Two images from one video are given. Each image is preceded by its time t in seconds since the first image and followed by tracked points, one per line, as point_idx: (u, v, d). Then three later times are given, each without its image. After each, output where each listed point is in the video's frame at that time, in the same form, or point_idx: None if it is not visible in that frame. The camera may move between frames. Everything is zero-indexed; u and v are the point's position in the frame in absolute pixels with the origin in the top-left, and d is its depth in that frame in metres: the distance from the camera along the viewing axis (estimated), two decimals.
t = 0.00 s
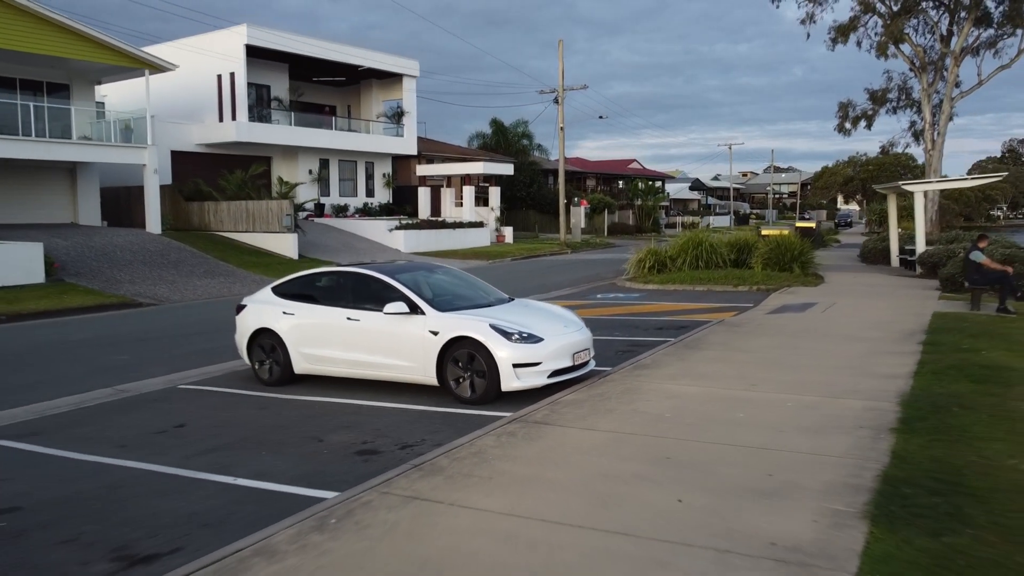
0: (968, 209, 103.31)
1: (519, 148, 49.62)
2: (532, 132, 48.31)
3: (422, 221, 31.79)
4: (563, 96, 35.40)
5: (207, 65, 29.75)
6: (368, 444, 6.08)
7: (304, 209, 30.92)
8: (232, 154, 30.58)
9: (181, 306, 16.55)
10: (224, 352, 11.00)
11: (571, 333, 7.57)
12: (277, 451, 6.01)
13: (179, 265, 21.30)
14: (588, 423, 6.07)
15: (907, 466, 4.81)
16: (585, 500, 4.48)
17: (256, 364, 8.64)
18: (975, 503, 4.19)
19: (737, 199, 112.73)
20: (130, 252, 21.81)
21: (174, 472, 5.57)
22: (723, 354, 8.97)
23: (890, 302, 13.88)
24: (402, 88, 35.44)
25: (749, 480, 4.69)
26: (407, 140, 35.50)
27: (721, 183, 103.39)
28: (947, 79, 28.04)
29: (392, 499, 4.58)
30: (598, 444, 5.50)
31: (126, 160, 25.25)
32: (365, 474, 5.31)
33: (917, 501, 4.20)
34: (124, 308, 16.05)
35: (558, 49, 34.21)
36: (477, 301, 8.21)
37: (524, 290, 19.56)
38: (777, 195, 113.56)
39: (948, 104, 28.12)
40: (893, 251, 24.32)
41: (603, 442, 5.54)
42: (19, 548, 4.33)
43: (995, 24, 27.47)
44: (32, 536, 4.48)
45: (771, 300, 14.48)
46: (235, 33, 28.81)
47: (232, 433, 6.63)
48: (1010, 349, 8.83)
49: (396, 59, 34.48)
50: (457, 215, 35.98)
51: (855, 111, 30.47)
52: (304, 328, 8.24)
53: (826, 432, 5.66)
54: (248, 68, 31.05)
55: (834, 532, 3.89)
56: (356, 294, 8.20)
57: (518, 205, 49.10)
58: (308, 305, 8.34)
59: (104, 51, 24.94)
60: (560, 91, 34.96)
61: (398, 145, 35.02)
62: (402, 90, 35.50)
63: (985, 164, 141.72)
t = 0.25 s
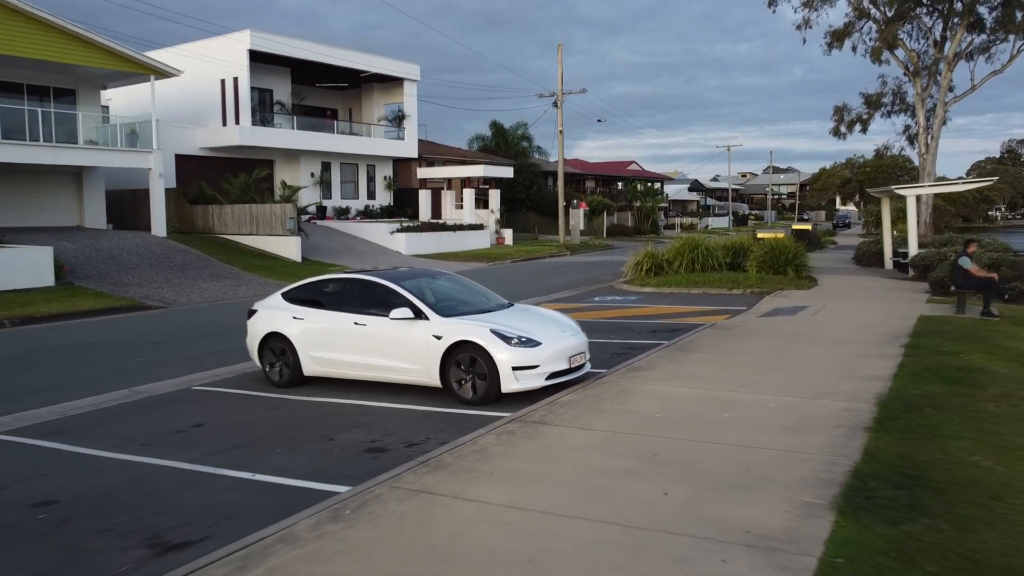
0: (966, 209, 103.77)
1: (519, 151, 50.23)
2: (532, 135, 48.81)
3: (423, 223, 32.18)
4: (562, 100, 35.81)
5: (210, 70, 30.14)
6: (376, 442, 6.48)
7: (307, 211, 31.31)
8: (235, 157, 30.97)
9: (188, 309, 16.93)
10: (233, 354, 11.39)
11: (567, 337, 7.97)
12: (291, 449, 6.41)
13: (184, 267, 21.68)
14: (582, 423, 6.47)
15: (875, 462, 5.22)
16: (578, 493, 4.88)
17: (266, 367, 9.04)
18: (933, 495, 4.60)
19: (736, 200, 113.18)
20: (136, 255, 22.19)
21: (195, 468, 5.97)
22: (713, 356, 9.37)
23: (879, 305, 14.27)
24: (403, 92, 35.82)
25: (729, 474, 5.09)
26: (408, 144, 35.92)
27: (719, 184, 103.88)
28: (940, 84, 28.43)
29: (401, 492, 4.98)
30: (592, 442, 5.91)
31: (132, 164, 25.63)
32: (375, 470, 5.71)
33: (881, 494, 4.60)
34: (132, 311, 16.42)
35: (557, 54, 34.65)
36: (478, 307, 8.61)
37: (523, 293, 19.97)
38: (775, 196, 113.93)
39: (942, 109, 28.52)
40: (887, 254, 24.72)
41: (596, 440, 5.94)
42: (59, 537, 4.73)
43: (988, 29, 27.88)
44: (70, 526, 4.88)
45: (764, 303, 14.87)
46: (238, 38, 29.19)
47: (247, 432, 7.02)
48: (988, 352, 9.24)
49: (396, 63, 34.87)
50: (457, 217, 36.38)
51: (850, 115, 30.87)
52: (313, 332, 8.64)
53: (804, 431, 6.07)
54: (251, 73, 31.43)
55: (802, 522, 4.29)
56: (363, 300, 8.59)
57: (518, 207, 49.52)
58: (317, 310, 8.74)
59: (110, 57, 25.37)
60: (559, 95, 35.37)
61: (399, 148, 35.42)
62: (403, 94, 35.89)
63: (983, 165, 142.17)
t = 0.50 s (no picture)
0: (965, 210, 104.18)
1: (519, 153, 50.41)
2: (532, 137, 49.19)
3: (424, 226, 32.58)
4: (561, 104, 36.22)
5: (214, 74, 30.55)
6: (383, 441, 6.88)
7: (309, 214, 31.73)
8: (238, 160, 31.37)
9: (195, 312, 17.34)
10: (242, 356, 11.81)
11: (564, 340, 8.38)
12: (304, 446, 6.82)
13: (191, 270, 22.08)
14: (577, 422, 6.88)
15: (848, 459, 5.63)
16: (573, 486, 5.28)
17: (276, 369, 9.44)
18: (898, 489, 5.01)
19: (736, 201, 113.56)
20: (143, 258, 22.60)
21: (215, 464, 6.38)
22: (704, 359, 9.77)
23: (869, 308, 14.68)
24: (404, 95, 36.22)
25: (712, 469, 5.50)
26: (410, 147, 36.33)
27: (719, 184, 104.23)
28: (934, 88, 28.83)
29: (409, 486, 5.39)
30: (585, 439, 6.32)
31: (138, 168, 26.05)
32: (384, 466, 6.12)
33: (849, 488, 5.01)
34: (141, 313, 16.83)
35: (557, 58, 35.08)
36: (479, 312, 9.01)
37: (523, 295, 20.35)
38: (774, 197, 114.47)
39: (935, 113, 28.94)
40: (881, 257, 25.12)
41: (590, 438, 6.35)
42: (94, 528, 5.14)
43: (981, 35, 28.25)
44: (103, 518, 5.29)
45: (757, 306, 15.28)
46: (242, 43, 29.60)
47: (261, 431, 7.43)
48: (967, 355, 9.64)
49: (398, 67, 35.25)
50: (458, 219, 36.79)
51: (846, 119, 31.28)
52: (321, 335, 9.04)
53: (785, 430, 6.48)
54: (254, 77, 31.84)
55: (776, 512, 4.70)
56: (368, 305, 9.00)
57: (518, 209, 49.92)
58: (325, 315, 9.14)
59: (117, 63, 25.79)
60: (558, 99, 35.78)
61: (400, 151, 35.84)
62: (404, 97, 36.28)
63: (982, 166, 142.02)
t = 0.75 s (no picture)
0: (963, 211, 104.58)
1: (520, 155, 50.89)
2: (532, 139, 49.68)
3: (425, 229, 33.01)
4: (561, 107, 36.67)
5: (219, 79, 30.99)
6: (390, 439, 7.32)
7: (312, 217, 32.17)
8: (242, 164, 31.81)
9: (203, 314, 17.77)
10: (252, 358, 12.25)
11: (561, 344, 8.81)
12: (315, 444, 7.26)
13: (197, 273, 22.52)
14: (572, 422, 7.31)
15: (823, 455, 6.06)
16: (567, 480, 5.72)
17: (286, 371, 9.88)
18: (866, 483, 5.44)
19: (735, 202, 113.99)
20: (150, 261, 23.03)
21: (232, 461, 6.81)
22: (695, 361, 10.20)
23: (858, 311, 15.10)
24: (405, 99, 36.66)
25: (696, 465, 5.93)
26: (411, 150, 36.78)
27: (718, 186, 104.64)
28: (928, 93, 29.26)
29: (416, 480, 5.83)
30: (580, 438, 6.75)
31: (144, 172, 26.49)
32: (392, 463, 6.56)
33: (821, 482, 5.44)
34: (150, 316, 17.27)
35: (557, 63, 35.55)
36: (480, 316, 9.44)
37: (523, 298, 20.78)
38: (774, 198, 114.92)
39: (929, 118, 29.36)
40: (875, 260, 25.54)
41: (584, 437, 6.78)
42: (125, 518, 5.58)
43: (974, 40, 28.67)
44: (133, 509, 5.73)
45: (750, 309, 15.71)
46: (246, 49, 30.05)
47: (274, 430, 7.86)
48: (947, 358, 10.07)
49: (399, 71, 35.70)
50: (459, 222, 37.22)
51: (842, 123, 31.72)
52: (329, 339, 9.47)
53: (767, 428, 6.91)
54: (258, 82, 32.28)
55: (753, 504, 5.13)
56: (374, 310, 9.42)
57: (518, 211, 50.35)
58: (332, 319, 9.58)
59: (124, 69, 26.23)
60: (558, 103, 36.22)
61: (401, 154, 36.28)
62: (406, 101, 36.72)
63: (981, 167, 142.44)
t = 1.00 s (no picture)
0: (962, 212, 105.06)
1: (520, 157, 51.43)
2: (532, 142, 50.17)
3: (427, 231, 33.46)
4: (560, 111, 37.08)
5: (224, 84, 31.44)
6: (395, 438, 7.77)
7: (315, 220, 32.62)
8: (246, 168, 32.26)
9: (210, 317, 18.21)
10: (261, 360, 12.70)
11: (558, 348, 9.26)
12: (326, 443, 7.71)
13: (203, 276, 22.96)
14: (568, 421, 7.76)
15: (801, 453, 6.51)
16: (561, 475, 6.17)
17: (296, 373, 10.33)
18: (837, 479, 5.89)
19: (734, 203, 114.38)
20: (157, 264, 23.48)
21: (250, 459, 7.25)
22: (687, 363, 10.64)
23: (849, 314, 15.53)
24: (407, 103, 37.11)
25: (682, 462, 6.38)
26: (412, 153, 37.23)
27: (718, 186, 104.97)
28: (922, 98, 29.68)
29: (421, 475, 6.28)
30: (574, 437, 7.20)
31: (151, 176, 26.95)
32: (398, 460, 7.01)
33: (796, 478, 5.89)
34: (159, 318, 17.72)
35: (557, 68, 35.99)
36: (480, 321, 9.89)
37: (522, 300, 21.22)
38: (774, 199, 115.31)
39: (923, 122, 29.79)
40: (869, 262, 25.96)
41: (578, 436, 7.23)
42: (152, 511, 6.03)
43: (968, 46, 29.08)
44: (160, 501, 6.19)
45: (744, 312, 16.15)
46: (250, 54, 30.51)
47: (285, 430, 8.31)
48: (928, 361, 10.52)
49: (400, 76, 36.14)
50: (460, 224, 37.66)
51: (838, 127, 32.16)
52: (337, 342, 9.91)
53: (750, 428, 7.36)
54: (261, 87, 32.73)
55: (731, 497, 5.58)
56: (379, 315, 9.87)
57: (518, 213, 50.78)
58: (340, 323, 10.01)
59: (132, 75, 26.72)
60: (558, 107, 36.65)
61: (403, 157, 36.72)
62: (407, 105, 37.17)
63: (981, 168, 142.83)
